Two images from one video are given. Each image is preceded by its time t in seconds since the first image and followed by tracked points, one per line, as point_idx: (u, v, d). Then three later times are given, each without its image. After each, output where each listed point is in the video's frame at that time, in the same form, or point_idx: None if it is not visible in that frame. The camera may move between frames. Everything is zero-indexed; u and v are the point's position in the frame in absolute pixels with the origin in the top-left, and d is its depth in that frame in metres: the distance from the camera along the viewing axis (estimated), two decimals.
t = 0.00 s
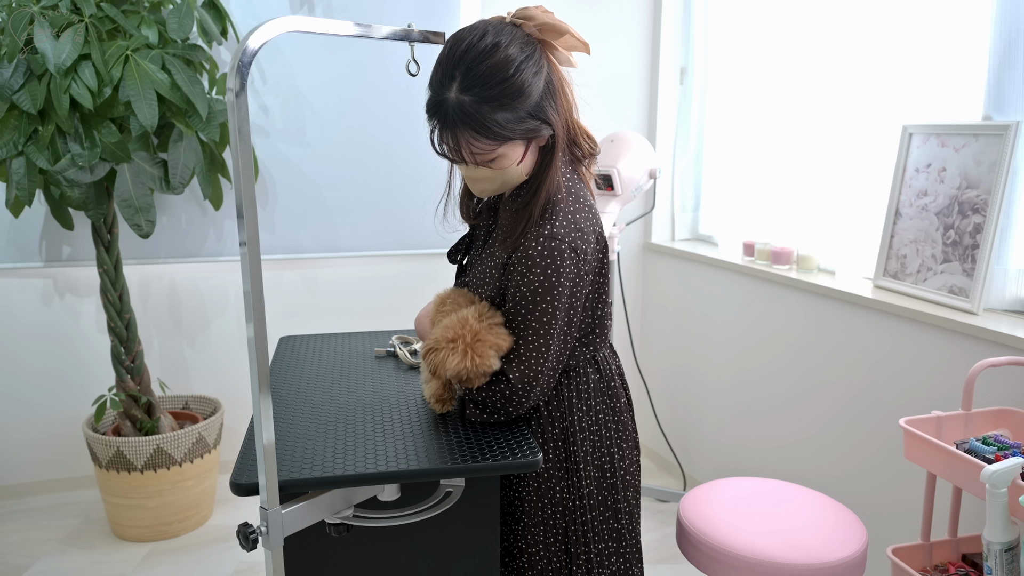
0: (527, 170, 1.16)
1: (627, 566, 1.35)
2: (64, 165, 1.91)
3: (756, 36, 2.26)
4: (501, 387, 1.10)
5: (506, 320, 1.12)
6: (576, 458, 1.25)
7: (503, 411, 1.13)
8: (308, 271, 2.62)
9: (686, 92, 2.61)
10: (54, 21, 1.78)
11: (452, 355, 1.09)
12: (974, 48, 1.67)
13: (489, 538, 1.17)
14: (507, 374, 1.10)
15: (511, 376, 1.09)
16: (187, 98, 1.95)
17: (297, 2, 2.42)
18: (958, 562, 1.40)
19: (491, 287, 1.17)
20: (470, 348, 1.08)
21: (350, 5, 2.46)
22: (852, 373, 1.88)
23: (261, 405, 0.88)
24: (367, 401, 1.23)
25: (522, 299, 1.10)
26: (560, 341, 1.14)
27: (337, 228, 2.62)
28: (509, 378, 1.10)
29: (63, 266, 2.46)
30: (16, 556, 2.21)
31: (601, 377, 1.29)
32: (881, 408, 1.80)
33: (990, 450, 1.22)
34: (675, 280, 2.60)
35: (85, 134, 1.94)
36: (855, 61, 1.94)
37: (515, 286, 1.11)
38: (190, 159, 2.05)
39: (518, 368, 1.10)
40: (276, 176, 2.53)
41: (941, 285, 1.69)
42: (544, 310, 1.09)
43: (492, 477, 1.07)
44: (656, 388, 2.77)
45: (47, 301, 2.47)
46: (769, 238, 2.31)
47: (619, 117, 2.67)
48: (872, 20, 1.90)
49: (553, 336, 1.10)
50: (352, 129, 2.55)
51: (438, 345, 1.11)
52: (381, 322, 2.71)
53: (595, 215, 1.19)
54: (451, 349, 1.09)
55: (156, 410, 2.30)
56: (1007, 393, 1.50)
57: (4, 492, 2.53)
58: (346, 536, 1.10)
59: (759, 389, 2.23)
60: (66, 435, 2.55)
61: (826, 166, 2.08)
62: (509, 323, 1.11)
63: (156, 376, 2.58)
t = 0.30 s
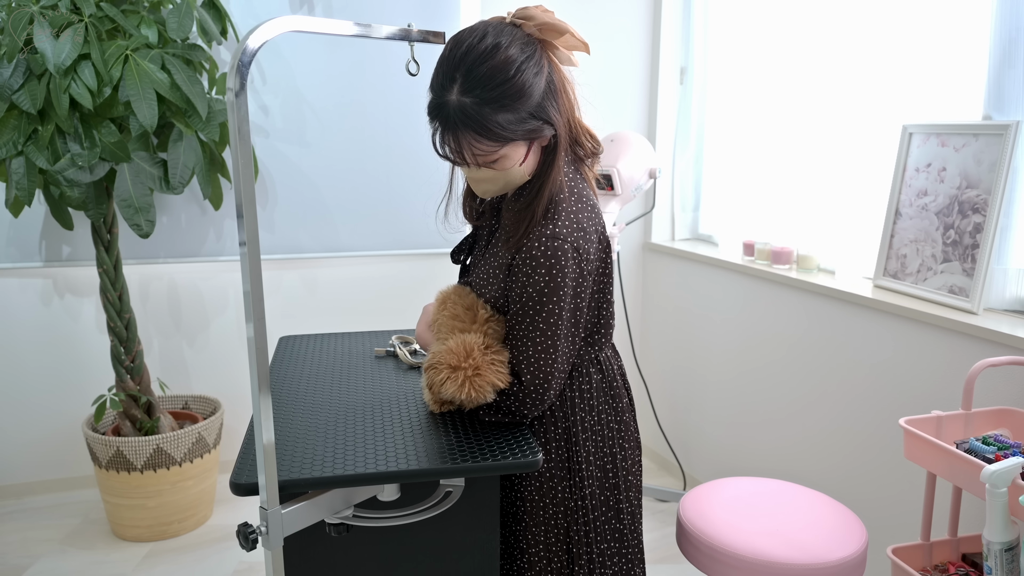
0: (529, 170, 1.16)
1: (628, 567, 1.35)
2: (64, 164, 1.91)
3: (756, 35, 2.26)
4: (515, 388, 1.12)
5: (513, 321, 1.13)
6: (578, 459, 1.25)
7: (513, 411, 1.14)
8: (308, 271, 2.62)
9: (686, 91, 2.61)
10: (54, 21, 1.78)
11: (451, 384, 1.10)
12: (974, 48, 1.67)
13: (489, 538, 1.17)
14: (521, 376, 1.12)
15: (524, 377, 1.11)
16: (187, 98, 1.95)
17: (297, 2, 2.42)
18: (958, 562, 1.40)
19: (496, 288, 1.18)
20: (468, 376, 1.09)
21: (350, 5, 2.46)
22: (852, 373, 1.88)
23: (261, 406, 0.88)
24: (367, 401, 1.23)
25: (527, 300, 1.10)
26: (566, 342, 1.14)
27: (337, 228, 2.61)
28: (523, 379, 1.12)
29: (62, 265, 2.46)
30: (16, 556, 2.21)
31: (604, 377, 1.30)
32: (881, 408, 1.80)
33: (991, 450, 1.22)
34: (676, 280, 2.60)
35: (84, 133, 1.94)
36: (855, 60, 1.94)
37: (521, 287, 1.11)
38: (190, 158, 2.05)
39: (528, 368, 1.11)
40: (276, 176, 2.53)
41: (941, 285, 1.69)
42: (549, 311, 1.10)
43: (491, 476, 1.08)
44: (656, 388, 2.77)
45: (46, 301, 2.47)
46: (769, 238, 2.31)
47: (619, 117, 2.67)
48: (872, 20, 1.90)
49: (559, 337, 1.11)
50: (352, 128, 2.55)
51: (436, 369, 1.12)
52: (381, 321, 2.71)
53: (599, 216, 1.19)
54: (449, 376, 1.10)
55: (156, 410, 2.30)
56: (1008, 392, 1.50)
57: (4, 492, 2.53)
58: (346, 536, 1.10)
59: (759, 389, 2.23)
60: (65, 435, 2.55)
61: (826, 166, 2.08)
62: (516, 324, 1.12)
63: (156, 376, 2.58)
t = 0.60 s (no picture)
0: (531, 167, 1.16)
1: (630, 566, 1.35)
2: (64, 164, 1.91)
3: (756, 35, 2.26)
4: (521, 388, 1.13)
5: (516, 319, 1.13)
6: (579, 457, 1.25)
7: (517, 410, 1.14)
8: (308, 271, 2.62)
9: (686, 91, 2.61)
10: (54, 20, 1.78)
11: (440, 378, 1.11)
12: (974, 48, 1.67)
13: (489, 539, 1.17)
14: (528, 376, 1.12)
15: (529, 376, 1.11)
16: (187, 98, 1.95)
17: (297, 2, 2.42)
18: (958, 562, 1.40)
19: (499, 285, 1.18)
20: (455, 371, 1.11)
21: (350, 4, 2.45)
22: (852, 372, 1.88)
23: (261, 405, 0.88)
24: (368, 401, 1.23)
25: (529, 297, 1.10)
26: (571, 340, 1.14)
27: (337, 227, 2.61)
28: (528, 379, 1.12)
29: (62, 265, 2.46)
30: (16, 556, 2.21)
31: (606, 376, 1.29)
32: (881, 408, 1.80)
33: (991, 450, 1.22)
34: (676, 280, 2.60)
35: (84, 133, 1.94)
36: (855, 60, 1.94)
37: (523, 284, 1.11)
38: (190, 158, 2.05)
39: (534, 367, 1.11)
40: (276, 176, 2.53)
41: (941, 285, 1.69)
42: (551, 309, 1.09)
43: (490, 475, 1.08)
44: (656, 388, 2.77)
45: (46, 300, 2.47)
46: (769, 238, 2.31)
47: (619, 116, 2.67)
48: (872, 19, 1.89)
49: (562, 335, 1.11)
50: (352, 128, 2.55)
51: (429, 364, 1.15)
52: (380, 321, 2.71)
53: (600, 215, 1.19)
54: (438, 371, 1.12)
55: (156, 410, 2.30)
56: (1008, 392, 1.50)
57: (4, 491, 2.53)
58: (346, 536, 1.10)
59: (760, 388, 2.23)
60: (65, 435, 2.55)
61: (826, 165, 2.08)
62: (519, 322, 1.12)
63: (156, 375, 2.58)
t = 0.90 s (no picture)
0: (533, 161, 1.17)
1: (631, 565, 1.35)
2: (64, 164, 1.91)
3: (756, 34, 2.26)
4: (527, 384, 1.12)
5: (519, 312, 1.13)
6: (580, 454, 1.24)
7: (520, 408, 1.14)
8: (308, 271, 2.62)
9: (686, 91, 2.61)
10: (54, 21, 1.78)
11: (429, 344, 1.13)
12: (974, 48, 1.67)
13: (489, 538, 1.17)
14: (534, 371, 1.11)
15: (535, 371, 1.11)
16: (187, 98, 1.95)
17: (297, 2, 2.42)
18: (958, 562, 1.40)
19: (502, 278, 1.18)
20: (443, 337, 1.12)
21: (350, 4, 2.45)
22: (852, 371, 1.88)
23: (261, 406, 0.88)
24: (367, 401, 1.23)
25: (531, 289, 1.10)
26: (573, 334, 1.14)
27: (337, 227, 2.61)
28: (534, 375, 1.12)
29: (63, 265, 2.46)
30: (16, 556, 2.21)
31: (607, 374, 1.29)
32: (881, 407, 1.80)
33: (991, 449, 1.22)
34: (676, 279, 2.60)
35: (84, 133, 1.94)
36: (855, 60, 1.94)
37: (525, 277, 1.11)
38: (190, 158, 2.05)
39: (539, 360, 1.11)
40: (276, 176, 2.53)
41: (941, 285, 1.69)
42: (554, 300, 1.09)
43: (489, 475, 1.07)
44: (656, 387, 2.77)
45: (47, 300, 2.47)
46: (769, 238, 2.31)
47: (619, 116, 2.67)
48: (872, 19, 1.89)
49: (564, 328, 1.11)
50: (352, 128, 2.55)
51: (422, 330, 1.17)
52: (381, 321, 2.71)
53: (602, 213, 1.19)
54: (427, 335, 1.14)
55: (156, 410, 2.31)
56: (1009, 393, 1.50)
57: (5, 492, 2.53)
58: (346, 536, 1.10)
59: (760, 388, 2.23)
60: (66, 435, 2.55)
61: (826, 165, 2.08)
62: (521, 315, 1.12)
63: (156, 375, 2.58)
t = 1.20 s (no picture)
0: (537, 154, 1.16)
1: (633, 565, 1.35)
2: (64, 164, 1.91)
3: (756, 35, 2.26)
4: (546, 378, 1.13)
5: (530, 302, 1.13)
6: (584, 452, 1.25)
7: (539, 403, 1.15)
8: (308, 271, 2.62)
9: (686, 91, 2.61)
10: (54, 21, 1.78)
11: (437, 328, 1.13)
12: (974, 48, 1.67)
13: (489, 538, 1.17)
14: (557, 364, 1.12)
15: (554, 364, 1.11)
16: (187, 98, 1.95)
17: (297, 2, 2.42)
18: (958, 562, 1.40)
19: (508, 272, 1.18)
20: (451, 322, 1.13)
21: (350, 5, 2.46)
22: (852, 371, 1.88)
23: (261, 406, 0.88)
24: (368, 400, 1.23)
25: (541, 275, 1.11)
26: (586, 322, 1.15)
27: (338, 227, 2.62)
28: (554, 369, 1.12)
29: (62, 265, 2.46)
30: (16, 556, 2.21)
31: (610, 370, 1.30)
32: (881, 407, 1.80)
33: (991, 450, 1.22)
34: (676, 278, 2.60)
35: (84, 133, 1.94)
36: (855, 60, 1.94)
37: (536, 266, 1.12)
38: (190, 158, 2.05)
39: (561, 350, 1.11)
40: (277, 176, 2.53)
41: (941, 285, 1.69)
42: (569, 288, 1.10)
43: (490, 475, 1.07)
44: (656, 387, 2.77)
45: (46, 301, 2.47)
46: (769, 238, 2.31)
47: (619, 116, 2.67)
48: (872, 19, 1.89)
49: (578, 316, 1.12)
50: (352, 128, 2.55)
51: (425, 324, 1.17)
52: (381, 321, 2.72)
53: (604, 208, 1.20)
54: (435, 321, 1.14)
55: (156, 410, 2.31)
56: (1010, 394, 1.49)
57: (4, 492, 2.53)
58: (346, 536, 1.10)
59: (759, 387, 2.23)
60: (66, 435, 2.55)
61: (826, 165, 2.08)
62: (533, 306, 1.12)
63: (156, 376, 2.58)
